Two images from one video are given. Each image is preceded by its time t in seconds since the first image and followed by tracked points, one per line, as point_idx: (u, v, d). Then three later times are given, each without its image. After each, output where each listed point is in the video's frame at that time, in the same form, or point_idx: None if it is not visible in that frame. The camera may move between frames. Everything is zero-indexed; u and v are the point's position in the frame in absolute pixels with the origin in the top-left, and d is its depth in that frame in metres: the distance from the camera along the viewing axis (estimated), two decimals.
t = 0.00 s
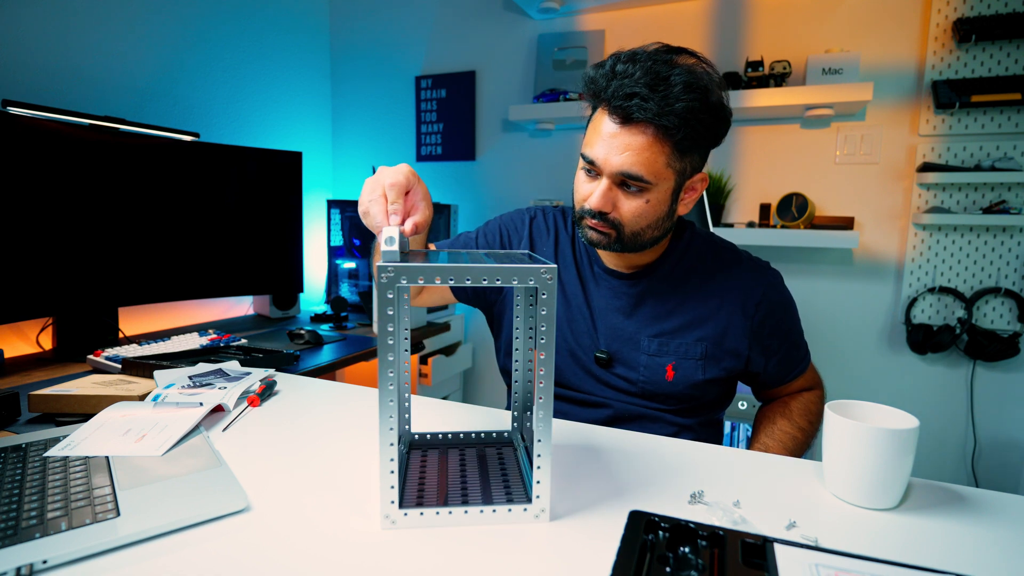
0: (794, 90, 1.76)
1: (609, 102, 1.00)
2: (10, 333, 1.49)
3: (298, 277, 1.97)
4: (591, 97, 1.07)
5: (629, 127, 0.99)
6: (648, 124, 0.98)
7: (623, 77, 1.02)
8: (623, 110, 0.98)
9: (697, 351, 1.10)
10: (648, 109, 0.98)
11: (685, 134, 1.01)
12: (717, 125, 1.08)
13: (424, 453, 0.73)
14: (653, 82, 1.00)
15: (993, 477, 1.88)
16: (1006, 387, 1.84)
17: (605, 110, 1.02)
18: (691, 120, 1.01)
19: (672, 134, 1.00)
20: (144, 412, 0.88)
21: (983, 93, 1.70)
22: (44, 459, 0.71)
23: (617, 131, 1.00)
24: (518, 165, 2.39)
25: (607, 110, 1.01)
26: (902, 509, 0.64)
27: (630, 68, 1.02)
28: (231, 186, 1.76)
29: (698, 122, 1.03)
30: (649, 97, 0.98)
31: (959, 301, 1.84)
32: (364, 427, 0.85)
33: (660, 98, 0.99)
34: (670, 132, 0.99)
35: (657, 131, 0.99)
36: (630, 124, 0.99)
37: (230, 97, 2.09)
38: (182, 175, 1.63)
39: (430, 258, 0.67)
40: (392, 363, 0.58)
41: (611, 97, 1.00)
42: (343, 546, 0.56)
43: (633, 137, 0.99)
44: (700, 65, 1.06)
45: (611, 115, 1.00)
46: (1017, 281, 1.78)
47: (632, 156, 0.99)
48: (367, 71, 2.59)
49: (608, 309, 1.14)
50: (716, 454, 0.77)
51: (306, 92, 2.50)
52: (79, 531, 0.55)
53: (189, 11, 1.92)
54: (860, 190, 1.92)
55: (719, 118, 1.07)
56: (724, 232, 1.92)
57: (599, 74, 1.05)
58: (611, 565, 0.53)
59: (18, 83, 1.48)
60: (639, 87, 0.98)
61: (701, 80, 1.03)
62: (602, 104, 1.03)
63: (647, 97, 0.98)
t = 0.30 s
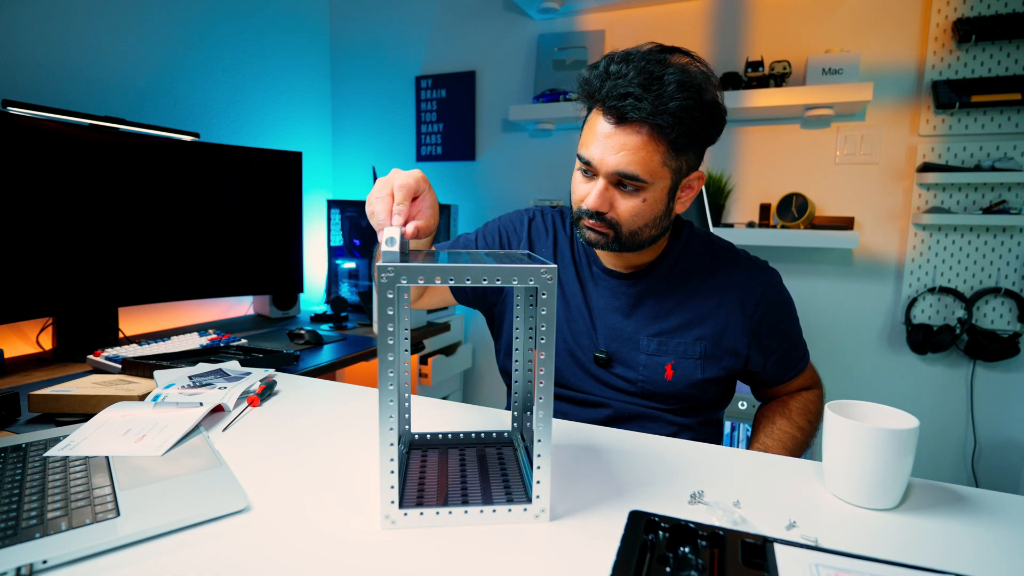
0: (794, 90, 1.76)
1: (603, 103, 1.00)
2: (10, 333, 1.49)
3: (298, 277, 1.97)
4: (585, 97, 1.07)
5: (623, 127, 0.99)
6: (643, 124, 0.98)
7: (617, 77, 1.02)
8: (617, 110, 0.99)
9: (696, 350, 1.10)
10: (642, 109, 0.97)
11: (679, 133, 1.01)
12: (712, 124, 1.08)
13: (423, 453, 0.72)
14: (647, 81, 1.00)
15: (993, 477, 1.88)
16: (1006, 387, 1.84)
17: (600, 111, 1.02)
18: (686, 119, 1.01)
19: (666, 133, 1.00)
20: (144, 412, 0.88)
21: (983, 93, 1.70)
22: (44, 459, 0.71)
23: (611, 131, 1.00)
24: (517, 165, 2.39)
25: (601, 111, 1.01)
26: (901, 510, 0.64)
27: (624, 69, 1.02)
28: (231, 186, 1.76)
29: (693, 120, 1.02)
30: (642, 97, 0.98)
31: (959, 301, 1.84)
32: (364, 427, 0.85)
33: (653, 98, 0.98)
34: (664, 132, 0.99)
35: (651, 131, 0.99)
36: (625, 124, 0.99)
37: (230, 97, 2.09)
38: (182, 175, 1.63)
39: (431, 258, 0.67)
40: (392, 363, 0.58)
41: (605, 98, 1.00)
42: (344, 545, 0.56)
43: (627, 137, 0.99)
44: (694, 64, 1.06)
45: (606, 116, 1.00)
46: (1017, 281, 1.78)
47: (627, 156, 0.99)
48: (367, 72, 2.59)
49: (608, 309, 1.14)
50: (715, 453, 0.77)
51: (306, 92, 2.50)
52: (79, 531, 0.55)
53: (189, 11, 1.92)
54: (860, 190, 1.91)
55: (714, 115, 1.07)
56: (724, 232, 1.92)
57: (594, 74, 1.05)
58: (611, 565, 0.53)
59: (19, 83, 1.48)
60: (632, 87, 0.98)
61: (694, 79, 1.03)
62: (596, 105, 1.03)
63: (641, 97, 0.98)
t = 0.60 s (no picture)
0: (794, 90, 1.76)
1: (596, 94, 1.01)
2: (10, 333, 1.49)
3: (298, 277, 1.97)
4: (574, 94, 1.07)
5: (619, 116, 1.00)
6: (638, 110, 0.99)
7: (606, 69, 1.02)
8: (612, 99, 0.99)
9: (698, 345, 1.10)
10: (636, 95, 0.98)
11: (674, 117, 1.02)
12: (702, 110, 1.09)
13: (423, 453, 0.72)
14: (637, 69, 1.01)
15: (993, 477, 1.88)
16: (1006, 387, 1.84)
17: (594, 103, 1.02)
18: (679, 103, 1.02)
19: (662, 117, 1.00)
20: (144, 412, 0.88)
21: (983, 93, 1.70)
22: (44, 459, 0.71)
23: (607, 121, 1.00)
24: (517, 165, 2.39)
25: (595, 103, 1.01)
26: (902, 510, 0.63)
27: (613, 61, 1.03)
28: (231, 186, 1.76)
29: (685, 104, 1.03)
30: (635, 84, 0.99)
31: (959, 301, 1.84)
32: (365, 427, 0.85)
33: (645, 85, 0.99)
34: (660, 116, 1.00)
35: (647, 116, 1.00)
36: (620, 112, 0.99)
37: (229, 97, 2.09)
38: (182, 175, 1.63)
39: (431, 258, 0.67)
40: (392, 363, 0.58)
41: (598, 89, 1.00)
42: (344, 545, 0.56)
43: (624, 124, 1.00)
44: (678, 54, 1.08)
45: (600, 107, 1.00)
46: (1017, 281, 1.78)
47: (625, 143, 0.99)
48: (368, 72, 2.59)
49: (609, 308, 1.14)
50: (713, 454, 0.77)
51: (306, 92, 2.50)
52: (79, 531, 0.55)
53: (189, 11, 1.92)
54: (860, 190, 1.91)
55: (703, 102, 1.08)
56: (724, 232, 1.92)
57: (582, 70, 1.05)
58: (611, 565, 0.53)
59: (19, 83, 1.48)
60: (624, 76, 0.99)
61: (682, 66, 1.04)
62: (588, 99, 1.03)
63: (634, 84, 0.98)
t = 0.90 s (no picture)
0: (794, 90, 1.76)
1: (567, 91, 1.03)
2: (10, 333, 1.49)
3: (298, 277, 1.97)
4: (541, 98, 1.10)
5: (592, 107, 1.03)
6: (609, 98, 1.02)
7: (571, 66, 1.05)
8: (584, 92, 1.02)
9: (692, 324, 1.12)
10: (606, 84, 1.02)
11: (644, 100, 1.05)
12: (666, 92, 1.12)
13: (423, 453, 0.72)
14: (601, 61, 1.04)
15: (993, 477, 1.88)
16: (1006, 388, 1.84)
17: (565, 101, 1.05)
18: (646, 86, 1.05)
19: (632, 102, 1.03)
20: (144, 412, 0.88)
21: (983, 93, 1.70)
22: (44, 459, 0.71)
23: (581, 114, 1.03)
24: (517, 165, 2.39)
25: (567, 100, 1.04)
26: (902, 509, 0.64)
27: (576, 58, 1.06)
28: (231, 186, 1.76)
29: (652, 87, 1.06)
30: (602, 74, 1.02)
31: (959, 300, 1.84)
32: (365, 427, 0.85)
33: (612, 74, 1.02)
34: (631, 100, 1.03)
35: (619, 102, 1.03)
36: (593, 102, 1.02)
37: (229, 97, 2.09)
38: (182, 175, 1.63)
39: (431, 258, 0.67)
40: (392, 363, 0.58)
41: (569, 85, 1.03)
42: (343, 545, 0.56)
43: (599, 113, 1.02)
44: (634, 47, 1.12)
45: (572, 102, 1.04)
46: (1017, 281, 1.78)
47: (603, 130, 1.02)
48: (367, 71, 2.59)
49: (602, 302, 1.14)
50: (710, 454, 0.77)
51: (306, 92, 2.50)
52: (79, 531, 0.55)
53: (188, 11, 1.92)
54: (860, 190, 1.91)
55: (664, 86, 1.12)
56: (724, 232, 1.92)
57: (545, 73, 1.08)
58: (611, 565, 0.53)
59: (19, 83, 1.48)
60: (591, 69, 1.02)
61: (641, 54, 1.08)
62: (559, 97, 1.06)
63: (601, 74, 1.02)
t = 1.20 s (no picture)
0: (794, 90, 1.76)
1: (536, 97, 1.08)
2: (10, 333, 1.49)
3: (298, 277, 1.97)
4: (511, 107, 1.15)
5: (561, 108, 1.07)
6: (575, 99, 1.07)
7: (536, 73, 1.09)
8: (551, 96, 1.06)
9: (660, 305, 1.12)
10: (571, 85, 1.06)
11: (608, 97, 1.08)
12: (627, 87, 1.17)
13: (423, 453, 0.72)
14: (563, 66, 1.08)
15: (993, 477, 1.88)
16: (1006, 388, 1.84)
17: (535, 107, 1.10)
18: (608, 84, 1.09)
19: (597, 100, 1.08)
20: (144, 412, 0.88)
21: (983, 93, 1.70)
22: (44, 459, 0.71)
23: (551, 117, 1.08)
24: (517, 166, 2.39)
25: (536, 106, 1.09)
26: (901, 509, 0.64)
27: (539, 66, 1.10)
28: (231, 185, 1.76)
29: (614, 84, 1.11)
30: (566, 77, 1.06)
31: (959, 300, 1.84)
32: (365, 427, 0.85)
33: (575, 76, 1.07)
34: (597, 97, 1.07)
35: (587, 102, 1.07)
36: (561, 104, 1.07)
37: (229, 97, 2.09)
38: (182, 175, 1.63)
39: (431, 258, 0.67)
40: (392, 363, 0.58)
41: (537, 91, 1.07)
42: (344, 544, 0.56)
43: (568, 113, 1.07)
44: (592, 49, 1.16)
45: (541, 106, 1.08)
46: (1017, 281, 1.78)
47: (574, 129, 1.07)
48: (367, 72, 2.59)
49: (577, 297, 1.17)
50: (709, 453, 0.77)
51: (306, 92, 2.50)
52: (79, 531, 0.55)
53: (188, 10, 1.92)
54: (860, 190, 1.91)
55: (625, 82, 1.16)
56: (724, 232, 1.92)
57: (512, 84, 1.13)
58: (611, 564, 0.53)
59: (19, 83, 1.48)
60: (555, 73, 1.07)
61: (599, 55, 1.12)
62: (528, 104, 1.10)
63: (565, 78, 1.06)
